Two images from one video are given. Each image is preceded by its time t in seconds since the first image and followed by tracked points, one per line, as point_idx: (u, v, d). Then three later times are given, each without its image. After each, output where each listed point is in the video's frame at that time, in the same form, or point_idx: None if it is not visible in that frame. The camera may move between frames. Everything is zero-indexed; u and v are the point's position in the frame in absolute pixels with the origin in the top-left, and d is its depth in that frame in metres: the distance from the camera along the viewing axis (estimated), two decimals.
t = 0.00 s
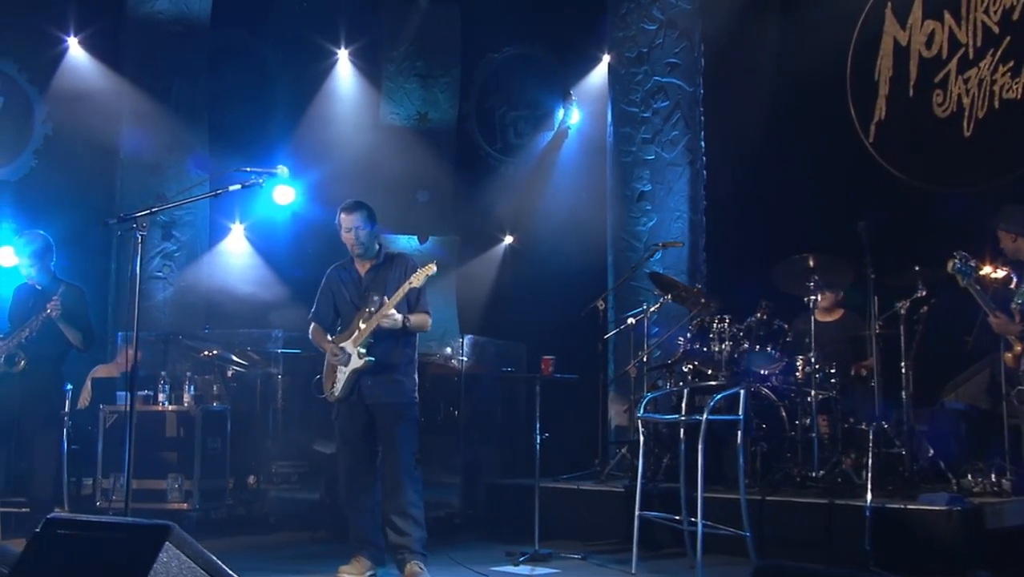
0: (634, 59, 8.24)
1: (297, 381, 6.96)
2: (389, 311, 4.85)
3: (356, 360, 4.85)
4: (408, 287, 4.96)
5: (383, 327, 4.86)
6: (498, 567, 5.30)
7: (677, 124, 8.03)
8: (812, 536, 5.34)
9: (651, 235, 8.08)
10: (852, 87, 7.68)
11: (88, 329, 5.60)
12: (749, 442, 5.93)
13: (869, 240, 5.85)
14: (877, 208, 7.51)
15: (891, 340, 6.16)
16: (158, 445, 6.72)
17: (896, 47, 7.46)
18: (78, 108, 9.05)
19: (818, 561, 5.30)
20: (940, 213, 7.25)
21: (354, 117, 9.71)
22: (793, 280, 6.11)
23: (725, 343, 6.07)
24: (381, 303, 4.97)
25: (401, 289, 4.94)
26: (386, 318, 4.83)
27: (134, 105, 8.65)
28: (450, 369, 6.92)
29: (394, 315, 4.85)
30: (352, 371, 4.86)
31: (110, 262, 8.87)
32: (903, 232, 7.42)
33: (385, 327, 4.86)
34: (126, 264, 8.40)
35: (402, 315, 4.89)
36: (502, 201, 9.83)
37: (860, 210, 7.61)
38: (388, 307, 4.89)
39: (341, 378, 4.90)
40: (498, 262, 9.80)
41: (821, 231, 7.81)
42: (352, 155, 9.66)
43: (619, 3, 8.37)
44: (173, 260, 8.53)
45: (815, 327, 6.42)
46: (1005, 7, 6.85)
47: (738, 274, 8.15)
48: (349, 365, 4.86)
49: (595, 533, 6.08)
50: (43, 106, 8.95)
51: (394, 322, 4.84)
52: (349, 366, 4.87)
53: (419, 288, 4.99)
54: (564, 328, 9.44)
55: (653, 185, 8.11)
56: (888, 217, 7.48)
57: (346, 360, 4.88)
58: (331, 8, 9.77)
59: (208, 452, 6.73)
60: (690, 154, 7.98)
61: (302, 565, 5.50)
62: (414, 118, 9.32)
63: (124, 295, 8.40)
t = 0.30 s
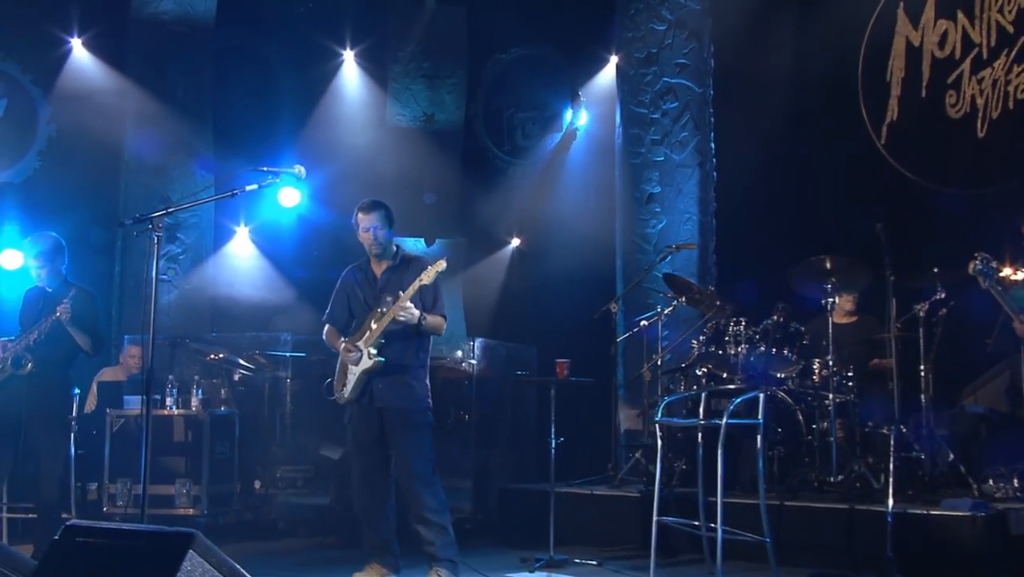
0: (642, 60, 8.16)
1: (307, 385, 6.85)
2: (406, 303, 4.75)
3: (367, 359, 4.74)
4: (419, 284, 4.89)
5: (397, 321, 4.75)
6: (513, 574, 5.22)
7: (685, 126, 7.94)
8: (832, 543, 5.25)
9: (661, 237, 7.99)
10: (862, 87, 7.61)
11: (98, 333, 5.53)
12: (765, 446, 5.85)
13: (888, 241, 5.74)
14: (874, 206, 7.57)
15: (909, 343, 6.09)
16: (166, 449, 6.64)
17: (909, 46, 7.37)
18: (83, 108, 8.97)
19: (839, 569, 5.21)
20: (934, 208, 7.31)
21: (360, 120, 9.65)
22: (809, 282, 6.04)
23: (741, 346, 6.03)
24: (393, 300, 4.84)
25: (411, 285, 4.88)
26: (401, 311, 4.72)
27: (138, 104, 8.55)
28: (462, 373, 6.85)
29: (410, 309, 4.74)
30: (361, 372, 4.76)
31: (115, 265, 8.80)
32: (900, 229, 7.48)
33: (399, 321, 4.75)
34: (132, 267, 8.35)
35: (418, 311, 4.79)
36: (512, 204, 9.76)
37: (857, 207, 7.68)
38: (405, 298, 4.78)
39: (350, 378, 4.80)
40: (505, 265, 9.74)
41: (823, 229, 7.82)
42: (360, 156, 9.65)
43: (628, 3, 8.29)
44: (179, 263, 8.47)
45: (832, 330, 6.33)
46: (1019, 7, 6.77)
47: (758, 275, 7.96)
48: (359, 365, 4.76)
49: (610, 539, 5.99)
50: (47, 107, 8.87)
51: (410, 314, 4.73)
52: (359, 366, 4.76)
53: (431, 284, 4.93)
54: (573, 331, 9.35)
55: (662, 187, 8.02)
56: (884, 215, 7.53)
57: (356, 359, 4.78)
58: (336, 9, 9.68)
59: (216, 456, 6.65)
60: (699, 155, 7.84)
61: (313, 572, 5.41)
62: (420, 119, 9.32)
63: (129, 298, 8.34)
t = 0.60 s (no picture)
0: (651, 58, 8.07)
1: (316, 386, 6.75)
2: (419, 307, 4.65)
3: (380, 363, 4.67)
4: (434, 289, 4.78)
5: (410, 324, 4.68)
6: None
7: (695, 125, 7.87)
8: (852, 547, 5.16)
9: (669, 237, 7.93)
10: (873, 83, 7.45)
11: (106, 338, 5.46)
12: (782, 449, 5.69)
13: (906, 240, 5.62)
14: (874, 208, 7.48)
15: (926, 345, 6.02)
16: (173, 452, 6.56)
17: (920, 44, 7.25)
18: (87, 105, 8.86)
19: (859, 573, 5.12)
20: (934, 212, 7.23)
21: (365, 119, 9.58)
22: (826, 282, 5.95)
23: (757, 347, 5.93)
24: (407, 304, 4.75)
25: (428, 289, 4.78)
26: (413, 315, 4.64)
27: (140, 103, 8.43)
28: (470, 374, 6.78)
29: (423, 313, 4.64)
30: (374, 375, 4.70)
31: (118, 266, 8.69)
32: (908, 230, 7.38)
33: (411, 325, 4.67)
34: (135, 267, 8.24)
35: (431, 314, 4.70)
36: (520, 204, 9.65)
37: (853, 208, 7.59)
38: (418, 302, 4.69)
39: (363, 380, 4.74)
40: (513, 266, 9.61)
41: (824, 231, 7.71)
42: (365, 156, 9.56)
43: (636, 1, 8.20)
44: (182, 263, 8.36)
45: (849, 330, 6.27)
46: None
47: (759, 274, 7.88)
48: (373, 367, 4.69)
49: (623, 543, 5.92)
50: (50, 106, 8.78)
51: (423, 318, 4.64)
52: (372, 369, 4.69)
53: (447, 288, 4.82)
54: (581, 331, 9.28)
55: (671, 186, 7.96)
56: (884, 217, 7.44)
57: (369, 361, 4.71)
58: (340, 8, 9.60)
59: (223, 459, 6.57)
60: (709, 154, 7.81)
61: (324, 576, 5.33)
62: (426, 118, 9.23)
63: (132, 299, 8.23)
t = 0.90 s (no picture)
0: (661, 56, 7.98)
1: (325, 388, 6.66)
2: (432, 308, 4.61)
3: (395, 363, 4.61)
4: (448, 288, 4.72)
5: (423, 326, 4.61)
6: None
7: (705, 124, 7.78)
8: (871, 551, 5.08)
9: (678, 237, 7.86)
10: (884, 82, 7.38)
11: (117, 341, 5.40)
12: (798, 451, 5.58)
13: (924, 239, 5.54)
14: (874, 207, 7.44)
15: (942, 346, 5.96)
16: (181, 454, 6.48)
17: (933, 41, 7.18)
18: (92, 103, 8.77)
19: None
20: (934, 212, 7.21)
21: (372, 118, 9.49)
22: (843, 281, 5.88)
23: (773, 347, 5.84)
24: (421, 303, 4.70)
25: (441, 289, 4.72)
26: (427, 315, 4.59)
27: (146, 101, 8.35)
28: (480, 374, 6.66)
29: (436, 314, 4.60)
30: (388, 376, 4.64)
31: (122, 266, 8.62)
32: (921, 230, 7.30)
33: (425, 326, 4.61)
34: (140, 267, 8.16)
35: (444, 314, 4.64)
36: (528, 204, 9.61)
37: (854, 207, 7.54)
38: (431, 302, 4.64)
39: (378, 382, 4.68)
40: (519, 267, 9.59)
41: (826, 229, 7.63)
42: (371, 156, 9.43)
43: None
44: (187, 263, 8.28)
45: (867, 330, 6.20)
46: None
47: (767, 274, 7.76)
48: (387, 367, 4.64)
49: (639, 545, 5.86)
50: (54, 105, 8.68)
51: (436, 319, 4.60)
52: (386, 370, 4.63)
53: (460, 288, 4.76)
54: (590, 331, 9.21)
55: (680, 185, 7.86)
56: (882, 216, 7.42)
57: (384, 361, 4.65)
58: (346, 6, 9.50)
59: (232, 461, 6.50)
60: (719, 153, 7.66)
61: None
62: (433, 117, 9.07)
63: (136, 299, 8.15)
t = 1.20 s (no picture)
0: (669, 55, 7.91)
1: (335, 389, 6.61)
2: (448, 308, 4.56)
3: (412, 365, 4.56)
4: (460, 288, 4.61)
5: (439, 326, 4.57)
6: None
7: (714, 123, 7.72)
8: (891, 554, 5.03)
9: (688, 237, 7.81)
10: (894, 81, 7.37)
11: (127, 341, 5.37)
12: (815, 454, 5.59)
13: (941, 239, 5.45)
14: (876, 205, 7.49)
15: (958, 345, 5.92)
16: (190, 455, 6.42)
17: (945, 40, 7.11)
18: (98, 102, 8.71)
19: None
20: (935, 209, 7.23)
21: (379, 117, 9.45)
22: (859, 281, 5.85)
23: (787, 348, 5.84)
24: (437, 302, 4.65)
25: (455, 287, 4.63)
26: (442, 316, 4.55)
27: (151, 100, 8.28)
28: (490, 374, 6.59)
29: (453, 313, 4.55)
30: (405, 378, 4.59)
31: (128, 266, 8.56)
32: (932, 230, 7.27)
33: (440, 326, 4.57)
34: (146, 268, 8.11)
35: (461, 314, 4.60)
36: (536, 205, 9.56)
37: (857, 206, 7.59)
38: (447, 302, 4.57)
39: (394, 385, 4.63)
40: (527, 268, 9.53)
41: (834, 228, 7.67)
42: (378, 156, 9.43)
43: None
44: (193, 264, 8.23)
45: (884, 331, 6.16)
46: None
47: (777, 275, 7.74)
48: (404, 370, 4.59)
49: (652, 547, 5.81)
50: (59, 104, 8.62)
51: (453, 318, 4.55)
52: (402, 372, 4.59)
53: (473, 288, 4.67)
54: (597, 332, 9.18)
55: (689, 185, 7.80)
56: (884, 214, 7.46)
57: (401, 363, 4.59)
58: (351, 4, 9.42)
59: (242, 462, 6.45)
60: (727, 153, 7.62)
61: None
62: (440, 117, 9.07)
63: (142, 300, 8.09)
